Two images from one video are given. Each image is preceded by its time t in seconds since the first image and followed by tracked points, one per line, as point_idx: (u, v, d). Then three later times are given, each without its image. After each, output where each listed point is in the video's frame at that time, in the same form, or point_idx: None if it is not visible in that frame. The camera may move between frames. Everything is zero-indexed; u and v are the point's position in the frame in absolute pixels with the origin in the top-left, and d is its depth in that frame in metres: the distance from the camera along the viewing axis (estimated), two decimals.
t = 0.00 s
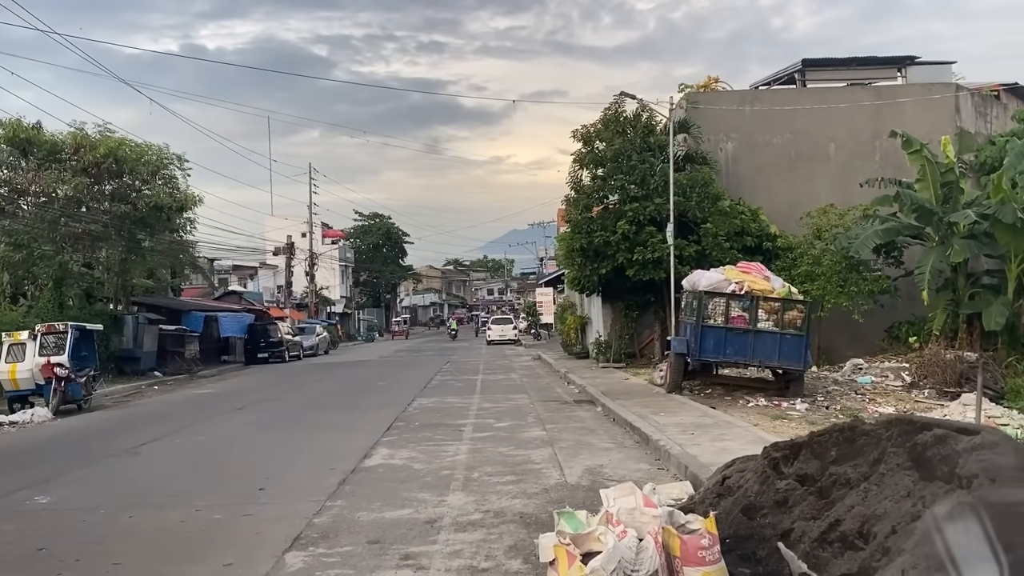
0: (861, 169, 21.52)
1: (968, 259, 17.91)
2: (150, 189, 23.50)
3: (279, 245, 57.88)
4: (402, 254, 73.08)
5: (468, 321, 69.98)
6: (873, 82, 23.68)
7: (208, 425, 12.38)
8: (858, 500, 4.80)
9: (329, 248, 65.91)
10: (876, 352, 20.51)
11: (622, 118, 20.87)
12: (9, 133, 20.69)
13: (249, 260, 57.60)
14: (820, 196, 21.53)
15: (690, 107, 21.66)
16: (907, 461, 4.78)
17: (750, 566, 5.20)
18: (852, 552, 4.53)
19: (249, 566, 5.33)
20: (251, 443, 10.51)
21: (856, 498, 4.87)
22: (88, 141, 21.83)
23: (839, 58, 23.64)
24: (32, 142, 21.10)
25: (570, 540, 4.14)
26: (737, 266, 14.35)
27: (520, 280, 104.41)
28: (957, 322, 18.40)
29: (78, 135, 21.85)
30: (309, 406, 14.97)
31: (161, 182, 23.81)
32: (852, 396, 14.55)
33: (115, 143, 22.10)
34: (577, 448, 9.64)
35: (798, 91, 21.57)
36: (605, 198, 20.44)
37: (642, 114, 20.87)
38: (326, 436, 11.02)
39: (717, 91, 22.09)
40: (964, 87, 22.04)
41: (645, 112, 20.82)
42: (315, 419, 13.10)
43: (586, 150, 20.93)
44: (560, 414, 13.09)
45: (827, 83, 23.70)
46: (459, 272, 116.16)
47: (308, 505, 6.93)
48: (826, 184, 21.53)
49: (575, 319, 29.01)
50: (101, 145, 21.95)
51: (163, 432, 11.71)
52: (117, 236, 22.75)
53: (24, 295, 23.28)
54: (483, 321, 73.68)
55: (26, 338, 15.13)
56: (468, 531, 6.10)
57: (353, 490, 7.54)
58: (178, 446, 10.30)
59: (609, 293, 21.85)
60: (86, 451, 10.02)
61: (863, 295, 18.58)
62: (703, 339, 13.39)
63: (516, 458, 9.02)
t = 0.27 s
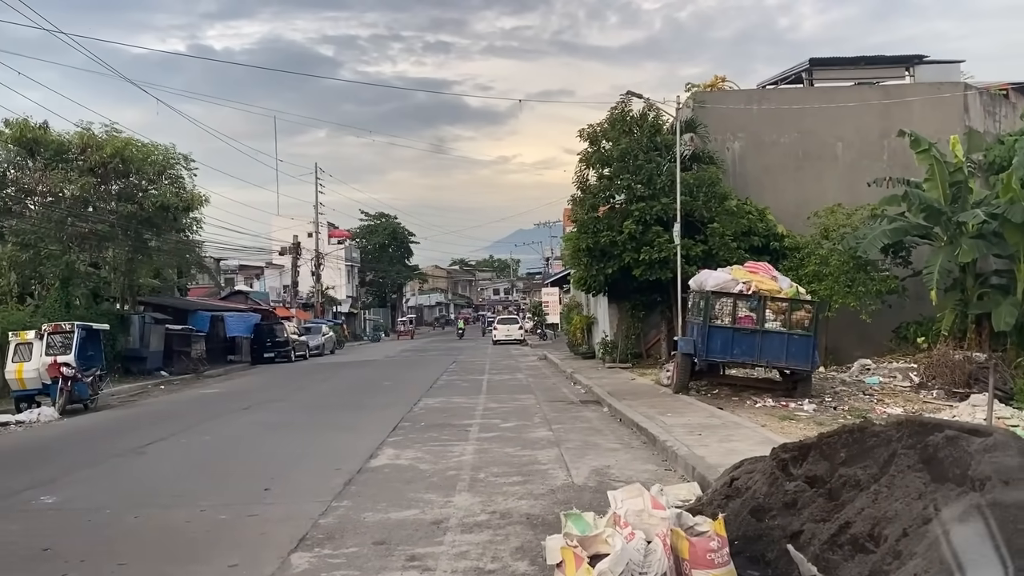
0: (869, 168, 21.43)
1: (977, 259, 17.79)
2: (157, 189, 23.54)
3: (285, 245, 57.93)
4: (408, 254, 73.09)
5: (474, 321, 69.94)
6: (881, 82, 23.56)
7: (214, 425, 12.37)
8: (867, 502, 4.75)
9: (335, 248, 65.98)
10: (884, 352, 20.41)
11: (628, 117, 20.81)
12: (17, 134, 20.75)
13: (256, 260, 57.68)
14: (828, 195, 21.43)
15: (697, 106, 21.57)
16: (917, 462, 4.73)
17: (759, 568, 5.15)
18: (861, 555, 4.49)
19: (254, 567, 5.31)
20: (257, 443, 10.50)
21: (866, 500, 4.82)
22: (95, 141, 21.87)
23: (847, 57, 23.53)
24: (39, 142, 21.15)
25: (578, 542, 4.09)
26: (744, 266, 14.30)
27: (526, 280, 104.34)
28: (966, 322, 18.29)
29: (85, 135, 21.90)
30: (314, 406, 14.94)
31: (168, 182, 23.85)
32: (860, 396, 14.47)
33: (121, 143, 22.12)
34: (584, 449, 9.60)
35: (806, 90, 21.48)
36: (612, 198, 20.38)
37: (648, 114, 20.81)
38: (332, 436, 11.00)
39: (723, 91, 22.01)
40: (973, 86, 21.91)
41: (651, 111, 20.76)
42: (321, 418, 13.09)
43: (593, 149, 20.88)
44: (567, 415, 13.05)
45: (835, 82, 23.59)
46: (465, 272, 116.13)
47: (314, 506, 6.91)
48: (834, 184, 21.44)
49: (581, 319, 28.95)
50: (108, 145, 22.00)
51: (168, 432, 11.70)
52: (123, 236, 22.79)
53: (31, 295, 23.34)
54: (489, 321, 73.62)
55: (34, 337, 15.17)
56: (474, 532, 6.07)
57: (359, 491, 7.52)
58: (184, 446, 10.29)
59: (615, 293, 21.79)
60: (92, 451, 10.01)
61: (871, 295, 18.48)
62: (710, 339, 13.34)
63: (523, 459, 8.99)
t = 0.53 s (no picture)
0: (874, 167, 21.39)
1: (982, 259, 17.74)
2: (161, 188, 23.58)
3: (289, 244, 58.03)
4: (412, 253, 73.14)
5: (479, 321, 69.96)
6: (886, 81, 23.51)
7: (218, 425, 12.38)
8: (872, 502, 4.74)
9: (340, 248, 66.04)
10: (889, 352, 20.36)
11: (632, 117, 20.79)
12: (23, 134, 20.79)
13: (260, 260, 57.79)
14: (833, 196, 21.40)
15: (702, 106, 21.54)
16: (921, 462, 4.73)
17: (763, 568, 5.14)
18: (863, 555, 4.49)
19: (259, 566, 5.32)
20: (261, 442, 10.52)
21: (869, 500, 4.81)
22: (100, 141, 21.92)
23: (853, 56, 23.47)
24: (44, 141, 21.19)
25: (581, 543, 4.10)
26: (749, 266, 14.27)
27: (531, 279, 104.32)
28: (971, 322, 18.25)
29: (90, 135, 21.95)
30: (318, 406, 14.96)
31: (173, 181, 23.90)
32: (866, 396, 14.44)
33: (127, 143, 22.19)
34: (589, 448, 9.62)
35: (810, 90, 21.43)
36: (616, 197, 20.36)
37: (653, 113, 20.79)
38: (337, 435, 11.02)
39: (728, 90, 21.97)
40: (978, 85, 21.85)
41: (656, 111, 20.74)
42: (325, 418, 13.10)
43: (597, 149, 20.85)
44: (571, 414, 13.06)
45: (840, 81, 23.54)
46: (469, 272, 116.17)
47: (318, 505, 6.92)
48: (839, 183, 21.40)
49: (586, 319, 28.95)
50: (113, 145, 22.04)
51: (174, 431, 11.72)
52: (128, 235, 22.85)
53: (37, 294, 23.42)
54: (494, 320, 73.61)
55: (39, 336, 15.22)
56: (478, 531, 6.08)
57: (363, 490, 7.53)
58: (188, 445, 10.30)
59: (619, 293, 21.79)
60: (97, 450, 10.04)
61: (876, 296, 18.44)
62: (714, 339, 13.32)
63: (527, 458, 9.00)
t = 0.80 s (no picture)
0: (878, 168, 21.37)
1: (986, 259, 17.70)
2: (165, 188, 23.62)
3: (292, 244, 58.09)
4: (415, 254, 73.19)
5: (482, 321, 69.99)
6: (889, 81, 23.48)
7: (222, 424, 12.39)
8: (876, 503, 4.73)
9: (343, 248, 66.09)
10: (892, 352, 20.33)
11: (635, 117, 20.79)
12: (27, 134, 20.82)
13: (264, 259, 57.86)
14: (836, 196, 21.37)
15: (705, 105, 21.51)
16: (925, 462, 4.72)
17: (766, 569, 5.14)
18: (866, 555, 4.48)
19: (261, 565, 5.33)
20: (265, 442, 10.53)
21: (873, 500, 4.80)
22: (104, 141, 21.94)
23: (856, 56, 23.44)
24: (48, 142, 21.23)
25: (585, 543, 4.10)
26: (752, 266, 14.26)
27: (533, 279, 104.33)
28: (975, 323, 18.22)
29: (94, 135, 21.97)
30: (321, 406, 14.97)
31: (176, 181, 23.94)
32: (869, 396, 14.42)
33: (130, 143, 22.23)
34: (592, 448, 9.62)
35: (814, 90, 21.40)
36: (619, 198, 20.34)
37: (656, 113, 20.78)
38: (340, 435, 11.03)
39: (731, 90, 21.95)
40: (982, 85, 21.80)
41: (659, 111, 20.74)
42: (328, 418, 13.11)
43: (600, 149, 20.85)
44: (574, 414, 13.06)
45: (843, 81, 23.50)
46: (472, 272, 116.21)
47: (321, 505, 6.92)
48: (842, 183, 21.37)
49: (589, 319, 28.95)
50: (117, 146, 22.06)
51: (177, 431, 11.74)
52: (132, 235, 22.90)
53: (41, 294, 23.48)
54: (497, 320, 73.62)
55: (44, 336, 15.26)
56: (481, 531, 6.09)
57: (366, 490, 7.53)
58: (192, 445, 10.31)
59: (622, 293, 21.78)
60: (100, 450, 10.05)
61: (879, 296, 18.41)
62: (717, 339, 13.31)
63: (530, 458, 9.00)
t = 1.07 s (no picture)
0: (880, 167, 21.35)
1: (989, 259, 17.67)
2: (168, 188, 23.67)
3: (295, 244, 58.10)
4: (418, 253, 73.23)
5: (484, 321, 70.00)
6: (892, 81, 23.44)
7: (224, 424, 12.40)
8: (879, 503, 4.73)
9: (345, 248, 66.14)
10: (895, 352, 20.31)
11: (638, 117, 20.78)
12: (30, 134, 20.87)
13: (267, 259, 57.91)
14: (838, 196, 21.36)
15: (707, 105, 21.48)
16: (927, 462, 4.72)
17: (769, 569, 5.13)
18: (869, 555, 4.47)
19: (264, 565, 5.33)
20: (267, 442, 10.52)
21: (875, 500, 4.80)
22: (106, 141, 21.98)
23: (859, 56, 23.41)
24: (51, 142, 21.28)
25: (587, 543, 4.10)
26: (755, 266, 14.26)
27: (535, 279, 104.35)
28: (977, 322, 18.21)
29: (97, 135, 22.01)
30: (324, 406, 14.97)
31: (179, 181, 23.99)
32: (872, 396, 14.40)
33: (133, 143, 22.25)
34: (594, 448, 9.61)
35: (816, 90, 21.38)
36: (621, 198, 20.33)
37: (658, 113, 20.78)
38: (342, 435, 11.03)
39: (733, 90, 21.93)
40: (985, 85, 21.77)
41: (661, 111, 20.73)
42: (331, 418, 13.10)
43: (602, 149, 20.84)
44: (576, 414, 13.06)
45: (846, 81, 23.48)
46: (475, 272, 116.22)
47: (323, 505, 6.92)
48: (844, 183, 21.36)
49: (591, 319, 28.95)
50: (119, 145, 22.10)
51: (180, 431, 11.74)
52: (135, 235, 22.95)
53: (44, 294, 23.51)
54: (499, 320, 73.64)
55: (47, 336, 15.26)
56: (484, 531, 6.09)
57: (369, 490, 7.53)
58: (194, 445, 10.31)
59: (625, 293, 21.77)
60: (103, 450, 10.06)
61: (882, 296, 18.40)
62: (720, 339, 13.30)
63: (533, 458, 8.99)
